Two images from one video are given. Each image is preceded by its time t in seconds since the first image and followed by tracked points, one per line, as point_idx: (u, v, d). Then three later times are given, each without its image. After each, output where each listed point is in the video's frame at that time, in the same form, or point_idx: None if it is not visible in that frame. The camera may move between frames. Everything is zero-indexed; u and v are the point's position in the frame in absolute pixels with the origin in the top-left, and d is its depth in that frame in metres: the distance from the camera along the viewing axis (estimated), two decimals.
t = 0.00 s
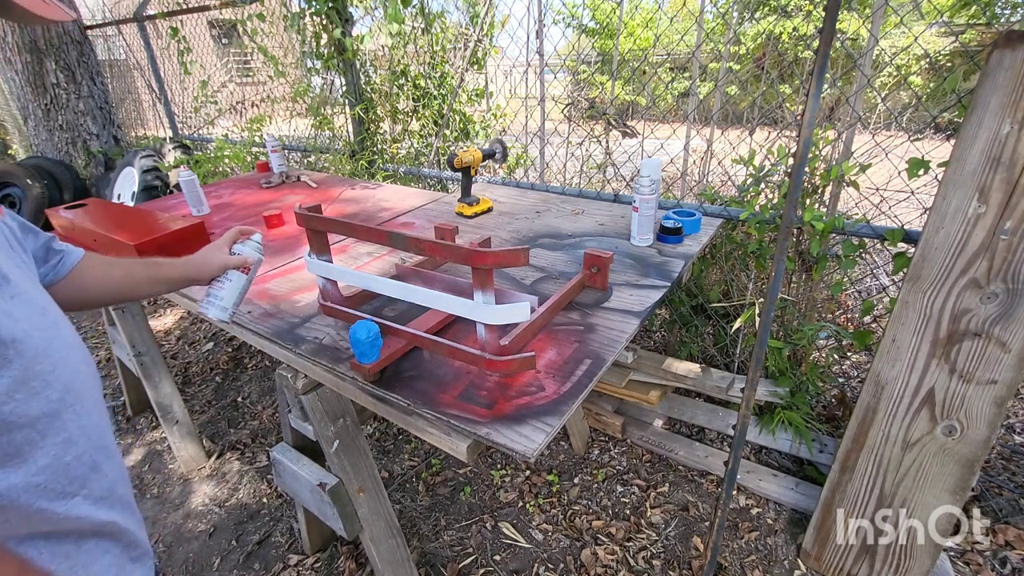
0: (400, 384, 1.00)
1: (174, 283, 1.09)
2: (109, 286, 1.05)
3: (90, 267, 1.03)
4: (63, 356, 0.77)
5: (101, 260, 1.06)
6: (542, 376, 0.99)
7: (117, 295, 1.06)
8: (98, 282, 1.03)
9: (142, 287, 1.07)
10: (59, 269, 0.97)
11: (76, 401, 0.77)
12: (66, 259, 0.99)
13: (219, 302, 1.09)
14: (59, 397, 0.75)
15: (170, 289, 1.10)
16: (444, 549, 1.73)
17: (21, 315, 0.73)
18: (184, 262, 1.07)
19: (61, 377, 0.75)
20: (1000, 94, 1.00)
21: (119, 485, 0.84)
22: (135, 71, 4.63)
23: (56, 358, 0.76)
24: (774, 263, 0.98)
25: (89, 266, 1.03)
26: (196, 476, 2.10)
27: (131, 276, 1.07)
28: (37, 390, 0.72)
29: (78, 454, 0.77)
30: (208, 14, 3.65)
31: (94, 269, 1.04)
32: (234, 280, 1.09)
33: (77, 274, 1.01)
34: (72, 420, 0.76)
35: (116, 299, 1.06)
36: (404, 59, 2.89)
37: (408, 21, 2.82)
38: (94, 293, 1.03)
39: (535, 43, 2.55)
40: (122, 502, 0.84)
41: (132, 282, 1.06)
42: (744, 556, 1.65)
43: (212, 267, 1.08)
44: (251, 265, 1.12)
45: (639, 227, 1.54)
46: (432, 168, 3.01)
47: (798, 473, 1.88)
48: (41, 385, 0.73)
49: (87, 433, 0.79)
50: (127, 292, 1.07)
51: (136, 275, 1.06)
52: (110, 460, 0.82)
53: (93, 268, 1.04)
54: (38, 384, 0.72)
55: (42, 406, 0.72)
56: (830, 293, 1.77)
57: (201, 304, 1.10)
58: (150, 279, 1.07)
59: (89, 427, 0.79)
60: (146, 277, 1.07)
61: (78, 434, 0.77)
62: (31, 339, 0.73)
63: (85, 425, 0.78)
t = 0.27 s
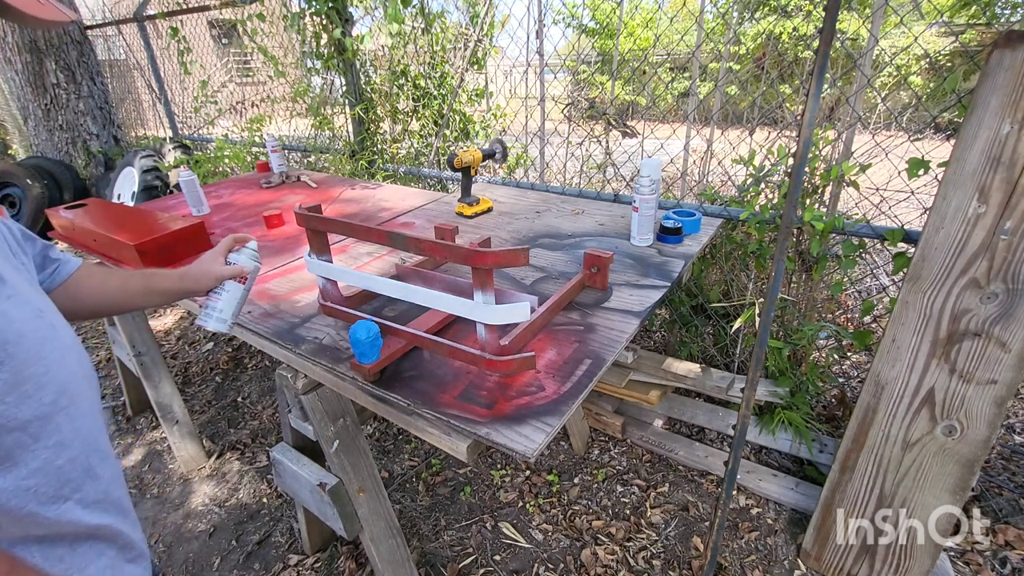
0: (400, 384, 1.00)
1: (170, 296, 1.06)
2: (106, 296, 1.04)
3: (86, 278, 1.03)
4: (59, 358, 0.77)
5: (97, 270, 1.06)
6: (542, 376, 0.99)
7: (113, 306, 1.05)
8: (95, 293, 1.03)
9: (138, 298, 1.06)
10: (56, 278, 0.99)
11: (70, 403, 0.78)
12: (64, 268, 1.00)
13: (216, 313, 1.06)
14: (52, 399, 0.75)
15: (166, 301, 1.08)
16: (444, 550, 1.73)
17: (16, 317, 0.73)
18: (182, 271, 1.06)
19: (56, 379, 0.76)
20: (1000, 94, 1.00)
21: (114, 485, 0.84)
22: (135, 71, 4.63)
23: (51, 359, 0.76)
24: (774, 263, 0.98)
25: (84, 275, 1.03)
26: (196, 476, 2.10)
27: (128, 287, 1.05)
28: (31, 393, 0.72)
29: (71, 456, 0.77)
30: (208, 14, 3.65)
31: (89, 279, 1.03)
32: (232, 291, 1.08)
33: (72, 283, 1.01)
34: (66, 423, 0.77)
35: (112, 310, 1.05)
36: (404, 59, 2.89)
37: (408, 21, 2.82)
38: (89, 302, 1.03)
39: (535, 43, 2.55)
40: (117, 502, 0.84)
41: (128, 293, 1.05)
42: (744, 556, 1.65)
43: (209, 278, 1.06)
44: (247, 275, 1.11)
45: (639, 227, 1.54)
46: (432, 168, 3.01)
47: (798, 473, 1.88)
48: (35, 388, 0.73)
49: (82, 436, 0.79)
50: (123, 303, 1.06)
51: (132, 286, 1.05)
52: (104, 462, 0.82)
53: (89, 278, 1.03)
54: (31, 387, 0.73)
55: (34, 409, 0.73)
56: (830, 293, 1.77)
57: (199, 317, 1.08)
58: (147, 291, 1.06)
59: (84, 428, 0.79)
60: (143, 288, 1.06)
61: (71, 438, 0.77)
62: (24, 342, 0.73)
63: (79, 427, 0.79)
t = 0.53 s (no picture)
0: (400, 384, 1.00)
1: (178, 303, 1.06)
2: (111, 301, 1.02)
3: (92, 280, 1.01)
4: (61, 364, 0.77)
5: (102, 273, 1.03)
6: (542, 376, 0.99)
7: (116, 312, 1.03)
8: (100, 297, 1.01)
9: (144, 305, 1.04)
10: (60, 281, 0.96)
11: (72, 410, 0.77)
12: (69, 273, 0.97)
13: (226, 324, 1.07)
14: (55, 407, 0.75)
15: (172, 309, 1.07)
16: (444, 550, 1.73)
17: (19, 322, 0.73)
18: (191, 279, 1.06)
19: (58, 386, 0.76)
20: (1000, 94, 1.00)
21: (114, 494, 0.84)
22: (135, 71, 4.63)
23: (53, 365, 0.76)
24: (773, 263, 0.98)
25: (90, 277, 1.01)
26: (196, 476, 2.10)
27: (135, 293, 1.04)
28: (34, 400, 0.72)
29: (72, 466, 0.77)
30: (208, 14, 3.65)
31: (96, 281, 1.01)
32: (242, 301, 1.08)
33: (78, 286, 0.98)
34: (67, 432, 0.76)
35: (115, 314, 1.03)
36: (404, 59, 2.89)
37: (408, 21, 2.82)
38: (93, 305, 1.00)
39: (535, 42, 2.55)
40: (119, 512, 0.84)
41: (134, 300, 1.04)
42: (744, 556, 1.65)
43: (221, 286, 1.07)
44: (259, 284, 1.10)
45: (639, 227, 1.54)
46: (432, 168, 3.01)
47: (798, 473, 1.88)
48: (38, 395, 0.73)
49: (82, 444, 0.78)
50: (128, 309, 1.04)
51: (139, 293, 1.04)
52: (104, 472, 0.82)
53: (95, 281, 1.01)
54: (35, 394, 0.72)
55: (37, 417, 0.73)
56: (830, 293, 1.77)
57: (209, 326, 1.09)
58: (154, 297, 1.05)
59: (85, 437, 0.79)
60: (150, 294, 1.05)
61: (72, 447, 0.77)
62: (28, 348, 0.73)
63: (80, 436, 0.78)
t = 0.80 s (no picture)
0: (399, 384, 1.00)
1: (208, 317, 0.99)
2: (138, 311, 0.96)
3: (119, 288, 0.96)
4: (57, 387, 0.75)
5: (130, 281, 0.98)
6: (541, 376, 0.99)
7: (143, 323, 0.97)
8: (127, 306, 0.95)
9: (174, 317, 0.98)
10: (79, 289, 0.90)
11: (68, 437, 0.75)
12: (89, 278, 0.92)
13: (254, 341, 1.02)
14: (50, 433, 0.72)
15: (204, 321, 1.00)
16: (444, 549, 1.73)
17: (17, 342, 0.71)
18: (223, 290, 1.00)
19: (53, 412, 0.73)
20: (1000, 94, 1.00)
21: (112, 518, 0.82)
22: (135, 71, 4.63)
23: (50, 388, 0.73)
24: (773, 263, 0.98)
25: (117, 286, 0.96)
26: (196, 476, 2.10)
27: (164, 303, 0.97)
28: (29, 427, 0.70)
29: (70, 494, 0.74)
30: (208, 13, 3.65)
31: (122, 289, 0.96)
32: (273, 318, 1.02)
33: (102, 295, 0.94)
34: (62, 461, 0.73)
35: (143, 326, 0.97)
36: (404, 59, 2.89)
37: (408, 21, 2.82)
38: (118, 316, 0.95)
39: (536, 43, 2.55)
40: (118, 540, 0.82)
41: (162, 312, 0.97)
42: (744, 556, 1.65)
43: (250, 302, 1.00)
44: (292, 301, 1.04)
45: (639, 227, 1.54)
46: (432, 168, 3.01)
47: (798, 473, 1.88)
48: (32, 421, 0.70)
49: (78, 471, 0.76)
50: (156, 322, 0.98)
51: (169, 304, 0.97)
52: (102, 498, 0.80)
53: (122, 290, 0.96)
54: (29, 420, 0.70)
55: (32, 445, 0.70)
56: (830, 293, 1.77)
57: (237, 343, 1.04)
58: (183, 309, 0.98)
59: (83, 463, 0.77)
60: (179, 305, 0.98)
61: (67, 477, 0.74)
62: (25, 370, 0.70)
63: (77, 463, 0.76)
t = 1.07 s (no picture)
0: (399, 384, 1.00)
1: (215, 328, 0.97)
2: (144, 322, 0.95)
3: (125, 299, 0.96)
4: (53, 413, 0.73)
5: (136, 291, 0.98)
6: (542, 376, 0.99)
7: (151, 335, 0.96)
8: (133, 318, 0.95)
9: (179, 329, 0.97)
10: (80, 299, 0.90)
11: (62, 465, 0.73)
12: (93, 287, 0.92)
13: (269, 352, 0.99)
14: (41, 463, 0.70)
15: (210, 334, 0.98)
16: (444, 549, 1.73)
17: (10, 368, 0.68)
18: (231, 301, 0.97)
19: (46, 441, 0.71)
20: (1000, 94, 1.00)
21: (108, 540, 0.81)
22: (135, 71, 4.63)
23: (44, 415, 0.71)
24: (774, 263, 0.98)
25: (123, 297, 0.96)
26: (196, 476, 2.10)
27: (170, 315, 0.96)
28: (19, 460, 0.68)
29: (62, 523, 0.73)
30: (208, 13, 3.65)
31: (128, 300, 0.96)
32: (287, 328, 0.98)
33: (107, 306, 0.93)
34: (54, 491, 0.72)
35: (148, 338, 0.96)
36: (404, 59, 2.89)
37: (408, 21, 2.82)
38: (123, 327, 0.95)
39: (536, 43, 2.55)
40: (112, 565, 0.81)
41: (169, 323, 0.96)
42: (744, 556, 1.65)
43: (263, 312, 0.95)
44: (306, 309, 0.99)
45: (639, 227, 1.54)
46: (432, 168, 3.01)
47: (798, 473, 1.88)
48: (23, 452, 0.68)
49: (73, 500, 0.74)
50: (163, 333, 0.96)
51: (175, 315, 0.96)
52: (98, 522, 0.79)
53: (128, 301, 0.96)
54: (19, 451, 0.68)
55: (21, 478, 0.68)
56: (830, 293, 1.77)
57: (252, 354, 1.01)
58: (189, 321, 0.97)
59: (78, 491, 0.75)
60: (185, 317, 0.97)
61: (59, 508, 0.72)
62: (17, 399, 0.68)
63: (72, 491, 0.74)
